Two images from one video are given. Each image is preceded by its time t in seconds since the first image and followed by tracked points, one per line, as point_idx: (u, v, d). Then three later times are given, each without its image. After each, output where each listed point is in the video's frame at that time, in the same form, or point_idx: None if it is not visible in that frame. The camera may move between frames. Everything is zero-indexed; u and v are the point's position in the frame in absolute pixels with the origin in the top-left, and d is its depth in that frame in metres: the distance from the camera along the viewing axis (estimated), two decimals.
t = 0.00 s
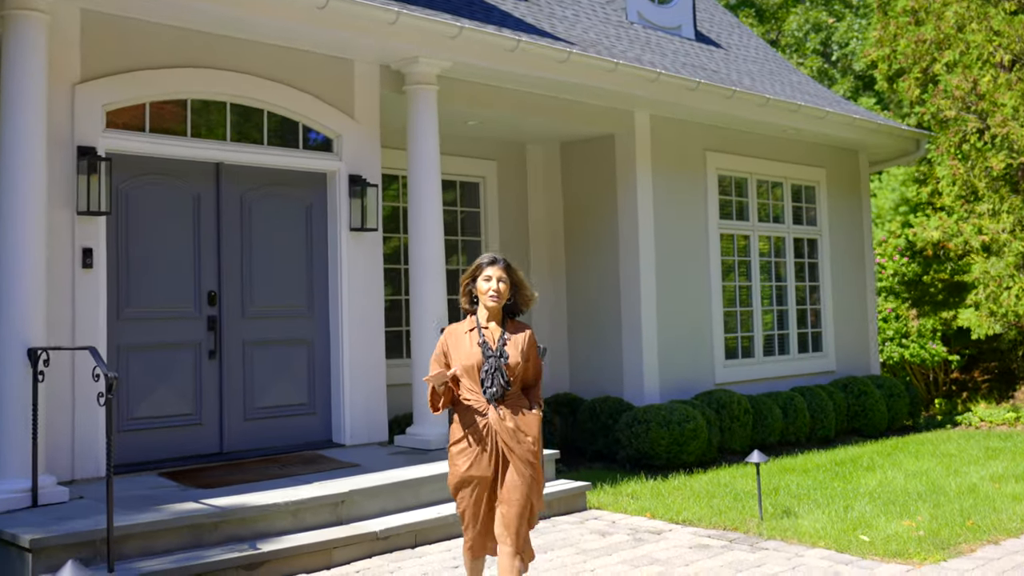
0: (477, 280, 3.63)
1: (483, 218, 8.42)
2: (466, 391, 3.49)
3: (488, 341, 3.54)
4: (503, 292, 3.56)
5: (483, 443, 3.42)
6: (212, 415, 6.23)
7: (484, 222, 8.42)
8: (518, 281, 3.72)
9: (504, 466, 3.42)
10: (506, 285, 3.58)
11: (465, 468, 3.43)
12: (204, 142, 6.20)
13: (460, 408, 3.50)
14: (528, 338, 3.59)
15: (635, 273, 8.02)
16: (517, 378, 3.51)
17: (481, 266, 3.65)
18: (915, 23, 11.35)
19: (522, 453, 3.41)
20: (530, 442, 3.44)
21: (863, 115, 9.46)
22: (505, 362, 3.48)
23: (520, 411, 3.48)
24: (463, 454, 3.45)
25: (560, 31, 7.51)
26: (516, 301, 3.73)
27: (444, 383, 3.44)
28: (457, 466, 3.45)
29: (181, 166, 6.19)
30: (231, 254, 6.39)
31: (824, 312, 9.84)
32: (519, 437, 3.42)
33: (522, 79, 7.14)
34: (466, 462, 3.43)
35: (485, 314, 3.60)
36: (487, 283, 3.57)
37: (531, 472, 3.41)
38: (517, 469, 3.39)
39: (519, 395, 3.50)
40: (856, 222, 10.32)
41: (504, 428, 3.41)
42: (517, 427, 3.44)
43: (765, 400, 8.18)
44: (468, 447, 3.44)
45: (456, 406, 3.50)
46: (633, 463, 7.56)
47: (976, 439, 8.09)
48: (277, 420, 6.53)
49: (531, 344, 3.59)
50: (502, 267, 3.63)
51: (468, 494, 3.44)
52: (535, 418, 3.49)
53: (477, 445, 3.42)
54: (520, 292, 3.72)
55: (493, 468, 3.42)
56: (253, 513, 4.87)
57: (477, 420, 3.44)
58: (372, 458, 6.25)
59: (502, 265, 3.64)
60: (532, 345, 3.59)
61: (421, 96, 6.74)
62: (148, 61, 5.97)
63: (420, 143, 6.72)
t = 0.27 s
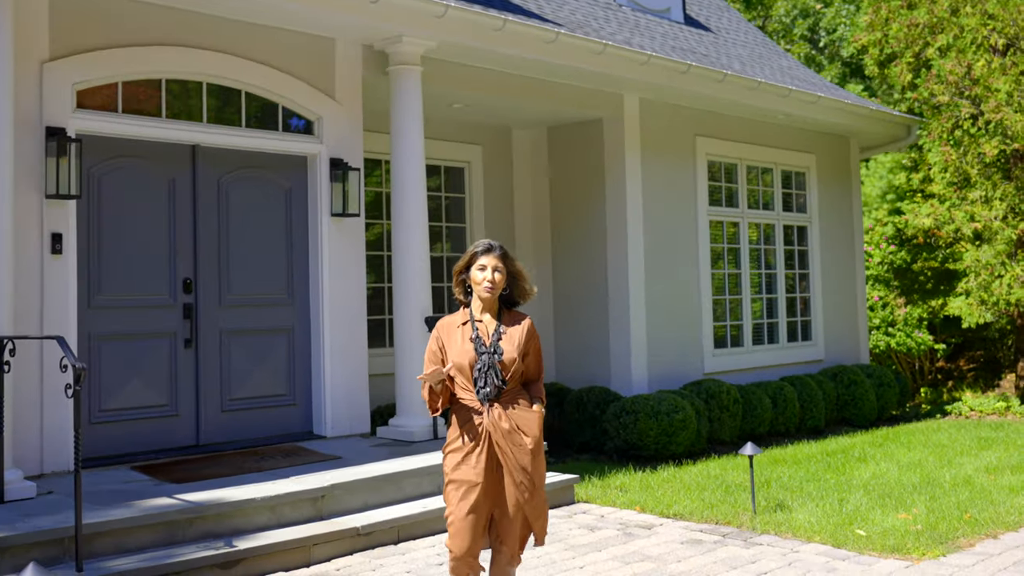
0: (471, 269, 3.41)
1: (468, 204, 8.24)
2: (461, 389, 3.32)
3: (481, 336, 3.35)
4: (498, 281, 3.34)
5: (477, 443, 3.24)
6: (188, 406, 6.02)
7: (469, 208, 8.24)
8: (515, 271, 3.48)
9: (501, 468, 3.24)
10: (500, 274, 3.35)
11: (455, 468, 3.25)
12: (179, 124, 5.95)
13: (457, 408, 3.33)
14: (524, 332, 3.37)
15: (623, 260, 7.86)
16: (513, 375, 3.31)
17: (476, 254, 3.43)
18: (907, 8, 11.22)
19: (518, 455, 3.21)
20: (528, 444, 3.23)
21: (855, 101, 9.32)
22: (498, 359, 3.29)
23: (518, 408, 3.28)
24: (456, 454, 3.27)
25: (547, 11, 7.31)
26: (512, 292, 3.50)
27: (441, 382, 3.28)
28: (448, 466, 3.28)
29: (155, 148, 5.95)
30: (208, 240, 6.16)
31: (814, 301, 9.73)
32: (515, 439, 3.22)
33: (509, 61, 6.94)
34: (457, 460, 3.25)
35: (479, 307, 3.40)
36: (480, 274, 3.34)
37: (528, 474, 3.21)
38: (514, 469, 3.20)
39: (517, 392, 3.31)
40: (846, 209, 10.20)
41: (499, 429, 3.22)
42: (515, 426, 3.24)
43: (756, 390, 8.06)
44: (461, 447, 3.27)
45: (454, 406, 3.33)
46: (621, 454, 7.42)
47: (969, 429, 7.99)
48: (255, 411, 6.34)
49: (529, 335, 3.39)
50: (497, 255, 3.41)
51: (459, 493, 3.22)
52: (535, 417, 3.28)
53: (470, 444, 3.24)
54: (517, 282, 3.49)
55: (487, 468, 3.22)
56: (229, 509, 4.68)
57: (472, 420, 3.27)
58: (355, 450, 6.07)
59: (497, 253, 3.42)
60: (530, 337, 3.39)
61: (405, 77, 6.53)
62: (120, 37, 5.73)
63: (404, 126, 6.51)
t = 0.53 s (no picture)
0: (460, 260, 3.26)
1: (450, 192, 8.09)
2: (449, 388, 3.18)
3: (471, 332, 3.20)
4: (488, 274, 3.20)
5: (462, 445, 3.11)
6: (163, 399, 5.85)
7: (452, 196, 8.09)
8: (508, 262, 3.36)
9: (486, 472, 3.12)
10: (492, 266, 3.21)
11: (437, 471, 3.13)
12: (153, 108, 5.76)
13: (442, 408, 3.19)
14: (516, 329, 3.24)
15: (608, 250, 7.76)
16: (504, 376, 3.18)
17: (464, 244, 3.28)
18: None
19: (506, 461, 3.10)
20: (516, 448, 3.13)
21: (842, 90, 9.24)
22: (489, 359, 3.15)
23: (508, 412, 3.16)
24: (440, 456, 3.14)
25: None
26: (505, 284, 3.37)
27: (428, 379, 3.10)
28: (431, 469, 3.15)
29: (127, 133, 5.75)
30: (184, 228, 5.98)
31: (799, 292, 9.66)
32: (504, 446, 3.11)
33: (494, 47, 6.79)
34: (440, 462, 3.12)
35: (469, 301, 3.25)
36: (470, 265, 3.21)
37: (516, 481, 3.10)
38: (501, 475, 3.09)
39: (507, 395, 3.18)
40: (832, 199, 10.13)
41: (487, 432, 3.10)
42: (503, 431, 3.12)
43: (742, 382, 7.98)
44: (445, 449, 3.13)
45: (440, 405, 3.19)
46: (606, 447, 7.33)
47: (956, 421, 7.96)
48: (233, 404, 6.17)
49: (522, 332, 3.26)
50: (487, 245, 3.26)
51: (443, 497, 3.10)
52: (526, 421, 3.17)
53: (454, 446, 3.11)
54: (510, 275, 3.36)
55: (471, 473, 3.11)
56: (206, 507, 4.52)
57: (458, 422, 3.13)
58: (335, 445, 5.93)
59: (486, 242, 3.27)
60: (522, 333, 3.25)
61: (387, 62, 6.36)
62: (92, 18, 5.52)
63: (386, 114, 6.34)
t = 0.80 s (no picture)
0: (446, 251, 3.13)
1: (436, 183, 7.96)
2: (435, 390, 3.04)
3: (459, 330, 3.06)
4: (476, 265, 3.07)
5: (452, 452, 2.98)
6: (141, 394, 5.70)
7: (438, 187, 7.96)
8: (498, 254, 3.22)
9: (474, 480, 2.99)
10: (480, 258, 3.08)
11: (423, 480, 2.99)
12: (131, 96, 5.59)
13: (428, 413, 3.04)
14: (506, 327, 3.11)
15: (597, 242, 7.64)
16: (495, 376, 3.05)
17: (451, 234, 3.14)
18: None
19: (496, 468, 2.98)
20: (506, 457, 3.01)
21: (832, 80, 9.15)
22: (480, 358, 3.01)
23: (500, 417, 3.04)
24: (426, 464, 3.01)
25: None
26: (495, 278, 3.23)
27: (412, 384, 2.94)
28: (417, 479, 3.01)
29: (104, 121, 5.58)
30: (163, 218, 5.82)
31: (789, 284, 9.60)
32: (493, 453, 2.99)
33: (481, 35, 6.65)
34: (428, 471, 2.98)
35: (456, 295, 3.12)
36: (458, 255, 3.08)
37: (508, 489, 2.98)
38: (491, 483, 2.98)
39: (498, 399, 3.05)
40: (821, 190, 10.05)
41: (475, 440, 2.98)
42: (494, 438, 3.01)
43: (731, 375, 7.90)
44: (432, 456, 3.00)
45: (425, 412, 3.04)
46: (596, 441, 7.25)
47: (946, 413, 7.92)
48: (213, 399, 6.03)
49: (511, 329, 3.13)
50: (475, 235, 3.12)
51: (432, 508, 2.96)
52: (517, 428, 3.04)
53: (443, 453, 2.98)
54: (501, 268, 3.22)
55: (462, 482, 2.97)
56: (185, 506, 4.39)
57: (446, 426, 3.00)
58: (319, 441, 5.80)
59: (475, 232, 3.13)
60: (512, 330, 3.13)
61: (372, 50, 6.21)
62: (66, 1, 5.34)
63: (371, 103, 6.19)
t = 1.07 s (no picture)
0: (433, 239, 2.83)
1: (429, 174, 7.84)
2: (420, 389, 2.77)
3: (447, 324, 2.78)
4: (466, 255, 2.77)
5: (435, 457, 2.70)
6: (130, 390, 5.59)
7: (432, 178, 7.84)
8: (491, 240, 2.93)
9: (458, 488, 2.71)
10: (471, 245, 2.78)
11: (400, 488, 2.70)
12: (117, 85, 5.45)
13: (411, 413, 2.77)
14: (498, 322, 2.82)
15: (593, 234, 7.54)
16: (484, 374, 2.78)
17: (438, 221, 2.84)
18: None
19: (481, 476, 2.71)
20: (494, 463, 2.73)
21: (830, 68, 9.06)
22: (468, 355, 2.74)
23: (488, 421, 2.77)
24: (407, 468, 2.72)
25: None
26: (487, 268, 2.94)
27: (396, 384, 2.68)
28: (395, 486, 2.71)
29: (89, 111, 5.44)
30: (152, 211, 5.69)
31: (786, 276, 9.52)
32: (480, 460, 2.72)
33: (475, 23, 6.51)
34: (410, 477, 2.69)
35: (444, 287, 2.82)
36: (446, 244, 2.77)
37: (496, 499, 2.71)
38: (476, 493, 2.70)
39: (486, 401, 2.79)
40: (818, 181, 9.96)
41: (459, 443, 2.71)
42: (480, 443, 2.74)
43: (729, 368, 7.82)
44: (415, 459, 2.72)
45: (407, 412, 2.77)
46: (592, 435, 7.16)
47: (946, 406, 7.86)
48: (203, 395, 5.92)
49: (503, 323, 2.84)
50: (465, 221, 2.82)
51: (413, 518, 2.67)
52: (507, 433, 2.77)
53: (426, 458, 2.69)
54: (494, 256, 2.93)
55: (444, 489, 2.69)
56: (174, 506, 4.28)
57: (431, 428, 2.73)
58: (311, 437, 5.69)
59: (465, 218, 2.83)
60: (505, 325, 2.84)
61: (364, 37, 6.09)
62: None
63: (362, 91, 6.06)
